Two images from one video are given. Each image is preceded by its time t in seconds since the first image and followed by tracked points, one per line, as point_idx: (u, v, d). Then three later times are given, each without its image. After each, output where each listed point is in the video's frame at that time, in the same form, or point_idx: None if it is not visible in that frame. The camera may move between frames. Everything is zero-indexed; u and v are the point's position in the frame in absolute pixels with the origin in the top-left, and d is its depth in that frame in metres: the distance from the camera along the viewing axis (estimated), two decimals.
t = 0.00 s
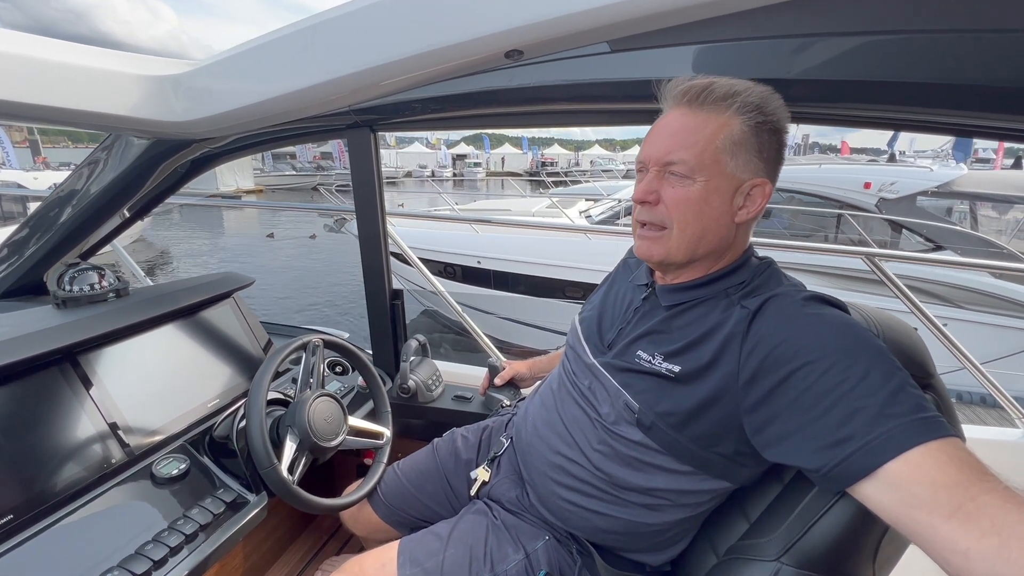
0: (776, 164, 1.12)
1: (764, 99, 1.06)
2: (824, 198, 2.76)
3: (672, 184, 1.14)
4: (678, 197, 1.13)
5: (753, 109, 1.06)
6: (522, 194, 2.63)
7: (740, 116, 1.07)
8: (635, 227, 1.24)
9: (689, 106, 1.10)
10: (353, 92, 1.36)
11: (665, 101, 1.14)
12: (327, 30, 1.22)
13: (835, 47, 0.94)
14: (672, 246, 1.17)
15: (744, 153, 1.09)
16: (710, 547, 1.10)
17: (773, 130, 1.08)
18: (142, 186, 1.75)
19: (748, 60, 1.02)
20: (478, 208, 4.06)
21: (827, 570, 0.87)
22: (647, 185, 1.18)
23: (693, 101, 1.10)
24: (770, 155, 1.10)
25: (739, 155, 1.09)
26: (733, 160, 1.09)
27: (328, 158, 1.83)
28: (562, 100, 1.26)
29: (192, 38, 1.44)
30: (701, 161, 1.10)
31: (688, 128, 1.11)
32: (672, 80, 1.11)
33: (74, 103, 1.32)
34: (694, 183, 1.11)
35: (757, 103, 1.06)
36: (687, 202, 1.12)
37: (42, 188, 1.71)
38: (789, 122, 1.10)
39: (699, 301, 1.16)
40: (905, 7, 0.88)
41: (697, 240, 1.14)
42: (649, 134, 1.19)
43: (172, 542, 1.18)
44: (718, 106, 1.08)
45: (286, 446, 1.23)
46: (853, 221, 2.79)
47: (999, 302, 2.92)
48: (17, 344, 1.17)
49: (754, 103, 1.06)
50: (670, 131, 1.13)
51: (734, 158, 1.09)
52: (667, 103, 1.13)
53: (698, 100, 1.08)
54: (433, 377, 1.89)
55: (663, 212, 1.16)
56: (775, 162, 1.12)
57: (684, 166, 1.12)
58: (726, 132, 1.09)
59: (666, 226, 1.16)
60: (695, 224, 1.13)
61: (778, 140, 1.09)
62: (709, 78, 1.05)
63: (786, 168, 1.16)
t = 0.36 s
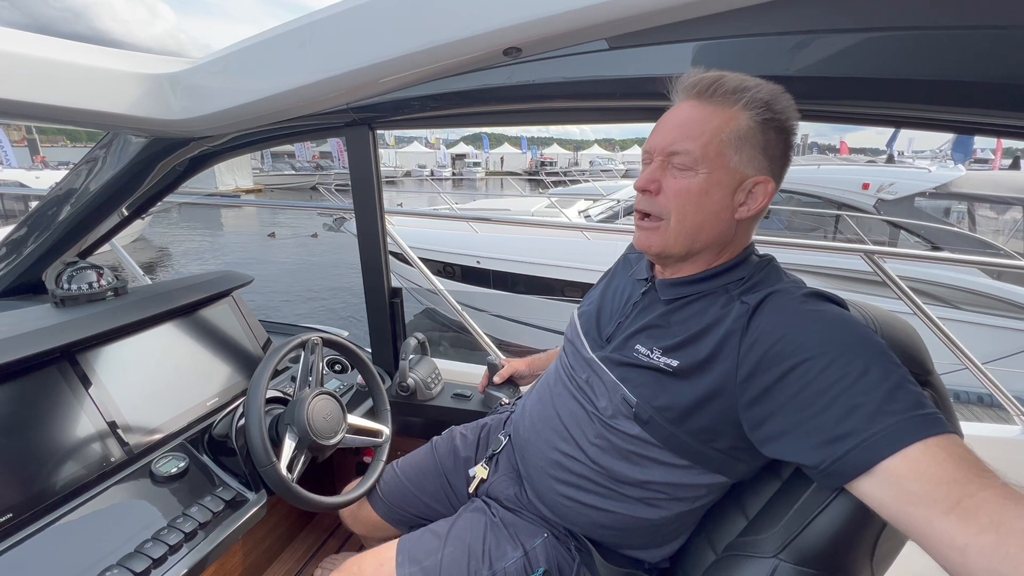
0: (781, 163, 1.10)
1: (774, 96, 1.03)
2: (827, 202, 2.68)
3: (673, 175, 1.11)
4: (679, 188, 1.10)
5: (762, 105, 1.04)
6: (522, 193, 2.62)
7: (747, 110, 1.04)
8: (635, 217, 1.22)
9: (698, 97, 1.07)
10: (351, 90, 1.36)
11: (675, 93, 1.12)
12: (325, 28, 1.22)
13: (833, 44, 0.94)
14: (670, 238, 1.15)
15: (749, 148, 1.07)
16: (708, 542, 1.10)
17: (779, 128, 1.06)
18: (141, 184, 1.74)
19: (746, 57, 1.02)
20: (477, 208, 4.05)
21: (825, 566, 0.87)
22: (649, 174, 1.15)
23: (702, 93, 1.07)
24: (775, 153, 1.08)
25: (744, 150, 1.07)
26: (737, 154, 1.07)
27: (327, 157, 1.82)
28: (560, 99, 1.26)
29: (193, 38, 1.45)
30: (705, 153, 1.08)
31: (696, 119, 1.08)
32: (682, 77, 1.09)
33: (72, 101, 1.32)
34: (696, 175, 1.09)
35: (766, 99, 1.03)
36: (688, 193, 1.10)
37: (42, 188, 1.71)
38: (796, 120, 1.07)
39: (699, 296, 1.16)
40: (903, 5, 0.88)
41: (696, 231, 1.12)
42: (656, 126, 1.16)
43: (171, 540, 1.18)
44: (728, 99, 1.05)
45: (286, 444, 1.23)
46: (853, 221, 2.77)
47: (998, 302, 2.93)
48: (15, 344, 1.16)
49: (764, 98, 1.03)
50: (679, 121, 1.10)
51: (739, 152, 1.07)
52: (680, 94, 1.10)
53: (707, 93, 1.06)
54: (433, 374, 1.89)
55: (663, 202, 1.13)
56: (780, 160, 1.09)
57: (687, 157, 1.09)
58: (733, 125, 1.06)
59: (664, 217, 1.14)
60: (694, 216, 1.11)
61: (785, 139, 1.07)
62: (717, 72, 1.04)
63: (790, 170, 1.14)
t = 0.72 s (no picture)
0: (795, 173, 1.14)
1: (803, 107, 1.08)
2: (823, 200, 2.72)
3: (697, 157, 1.15)
4: (699, 171, 1.14)
5: (790, 111, 1.08)
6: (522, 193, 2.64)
7: (776, 111, 1.09)
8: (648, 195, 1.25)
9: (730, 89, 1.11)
10: (353, 91, 1.37)
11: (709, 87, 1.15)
12: (328, 30, 1.24)
13: (830, 46, 0.96)
14: (678, 220, 1.18)
15: (771, 148, 1.11)
16: (708, 536, 1.12)
17: (797, 135, 1.11)
18: (144, 185, 1.76)
19: (746, 58, 1.03)
20: (477, 208, 4.07)
21: (823, 557, 0.88)
22: (671, 154, 1.19)
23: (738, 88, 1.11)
24: (792, 161, 1.12)
25: (766, 147, 1.11)
26: (759, 151, 1.12)
27: (326, 157, 1.84)
28: (560, 99, 1.27)
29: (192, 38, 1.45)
30: (729, 141, 1.12)
31: (726, 111, 1.11)
32: (714, 78, 1.09)
33: (77, 102, 1.33)
34: (717, 160, 1.13)
35: (796, 109, 1.08)
36: (706, 178, 1.14)
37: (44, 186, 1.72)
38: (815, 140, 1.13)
39: (701, 294, 1.18)
40: (899, 8, 0.89)
41: (706, 217, 1.16)
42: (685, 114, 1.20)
43: (180, 535, 1.20)
44: (756, 98, 1.09)
45: (291, 441, 1.25)
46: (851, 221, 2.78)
47: (994, 302, 2.95)
48: (22, 341, 1.18)
49: (791, 109, 1.08)
50: (706, 110, 1.14)
51: (761, 148, 1.11)
52: (712, 91, 1.12)
53: (742, 90, 1.08)
54: (435, 372, 1.91)
55: (680, 182, 1.16)
56: (795, 170, 1.14)
57: (711, 142, 1.13)
58: (761, 122, 1.11)
59: (678, 198, 1.18)
60: (709, 201, 1.14)
61: (803, 151, 1.12)
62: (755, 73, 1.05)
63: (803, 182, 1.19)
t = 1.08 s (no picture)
0: (767, 162, 1.17)
1: (753, 101, 1.11)
2: (818, 198, 2.81)
3: (667, 187, 1.20)
4: (674, 199, 1.19)
5: (743, 111, 1.12)
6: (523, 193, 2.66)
7: (729, 117, 1.13)
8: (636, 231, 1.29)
9: (682, 114, 1.17)
10: (357, 93, 1.39)
11: (659, 112, 1.20)
12: (333, 33, 1.26)
13: (825, 51, 0.98)
14: (671, 245, 1.22)
15: (735, 154, 1.15)
16: (706, 528, 1.14)
17: (763, 128, 1.14)
18: (148, 186, 1.78)
19: (744, 64, 1.06)
20: (477, 207, 4.09)
21: (818, 547, 0.91)
22: (645, 191, 1.23)
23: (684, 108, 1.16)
24: (761, 153, 1.16)
25: (730, 156, 1.15)
26: (724, 161, 1.15)
27: (324, 156, 1.83)
28: (561, 102, 1.29)
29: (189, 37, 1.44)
30: (693, 165, 1.16)
31: (681, 134, 1.17)
32: (661, 86, 1.16)
33: (84, 104, 1.35)
34: (688, 184, 1.17)
35: (746, 106, 1.12)
36: (682, 203, 1.18)
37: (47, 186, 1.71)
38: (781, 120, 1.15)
39: (701, 292, 1.21)
40: (890, 15, 0.92)
41: (693, 236, 1.19)
42: (645, 145, 1.25)
43: (190, 529, 1.22)
44: (709, 110, 1.14)
45: (298, 437, 1.27)
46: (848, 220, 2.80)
47: (990, 301, 2.98)
48: (34, 340, 1.20)
49: (742, 101, 1.11)
50: (664, 138, 1.19)
51: (725, 159, 1.15)
52: (659, 111, 1.20)
53: (687, 108, 1.16)
54: (438, 371, 1.93)
55: (660, 215, 1.21)
56: (765, 160, 1.17)
57: (677, 168, 1.18)
58: (716, 134, 1.15)
59: (665, 228, 1.21)
60: (694, 222, 1.18)
61: (767, 140, 1.15)
62: (698, 85, 1.11)
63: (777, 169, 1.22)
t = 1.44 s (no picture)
0: (732, 161, 1.12)
1: (693, 112, 1.09)
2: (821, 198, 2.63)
3: (642, 220, 1.15)
4: (653, 229, 1.14)
5: (691, 125, 1.08)
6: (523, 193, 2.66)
7: (681, 134, 1.08)
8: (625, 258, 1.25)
9: (635, 145, 1.12)
10: (360, 95, 1.41)
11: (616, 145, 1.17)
12: (336, 35, 1.27)
13: (824, 55, 1.00)
14: (664, 267, 1.18)
15: (696, 171, 1.09)
16: (707, 526, 1.15)
17: (718, 132, 1.09)
18: (150, 187, 1.78)
19: (744, 68, 1.07)
20: (476, 206, 4.09)
21: (818, 543, 0.92)
22: (622, 226, 1.18)
23: (634, 140, 1.12)
24: (726, 156, 1.11)
25: (693, 175, 1.09)
26: (688, 181, 1.09)
27: (323, 155, 1.83)
28: (563, 104, 1.30)
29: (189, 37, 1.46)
30: (660, 194, 1.10)
31: (642, 164, 1.11)
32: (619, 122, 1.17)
33: (87, 105, 1.36)
34: (661, 213, 1.12)
35: (690, 117, 1.09)
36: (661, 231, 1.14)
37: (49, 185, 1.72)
38: (730, 115, 1.12)
39: (694, 299, 1.20)
40: (888, 20, 0.94)
41: (681, 256, 1.16)
42: (609, 177, 1.19)
43: (195, 526, 1.24)
44: (659, 137, 1.10)
45: (302, 436, 1.28)
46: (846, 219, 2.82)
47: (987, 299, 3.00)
48: (40, 339, 1.21)
49: (686, 117, 1.09)
50: (626, 172, 1.13)
51: (689, 178, 1.09)
52: (619, 143, 1.15)
53: (637, 137, 1.12)
54: (440, 371, 1.94)
55: (644, 246, 1.17)
56: (731, 159, 1.12)
57: (647, 202, 1.12)
58: (672, 158, 1.09)
59: (652, 256, 1.17)
60: (678, 245, 1.14)
61: (726, 141, 1.10)
62: (643, 115, 1.12)
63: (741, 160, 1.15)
